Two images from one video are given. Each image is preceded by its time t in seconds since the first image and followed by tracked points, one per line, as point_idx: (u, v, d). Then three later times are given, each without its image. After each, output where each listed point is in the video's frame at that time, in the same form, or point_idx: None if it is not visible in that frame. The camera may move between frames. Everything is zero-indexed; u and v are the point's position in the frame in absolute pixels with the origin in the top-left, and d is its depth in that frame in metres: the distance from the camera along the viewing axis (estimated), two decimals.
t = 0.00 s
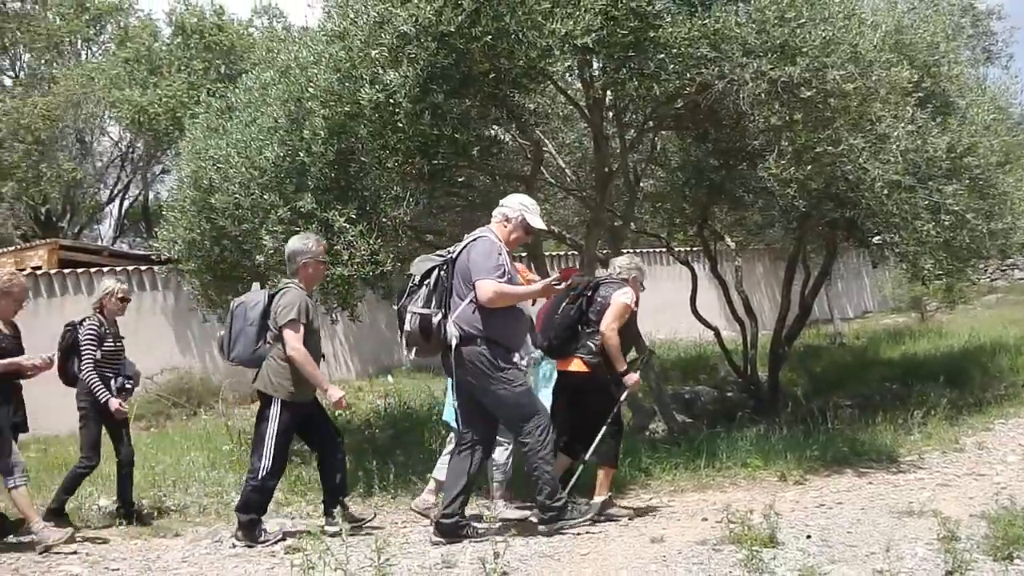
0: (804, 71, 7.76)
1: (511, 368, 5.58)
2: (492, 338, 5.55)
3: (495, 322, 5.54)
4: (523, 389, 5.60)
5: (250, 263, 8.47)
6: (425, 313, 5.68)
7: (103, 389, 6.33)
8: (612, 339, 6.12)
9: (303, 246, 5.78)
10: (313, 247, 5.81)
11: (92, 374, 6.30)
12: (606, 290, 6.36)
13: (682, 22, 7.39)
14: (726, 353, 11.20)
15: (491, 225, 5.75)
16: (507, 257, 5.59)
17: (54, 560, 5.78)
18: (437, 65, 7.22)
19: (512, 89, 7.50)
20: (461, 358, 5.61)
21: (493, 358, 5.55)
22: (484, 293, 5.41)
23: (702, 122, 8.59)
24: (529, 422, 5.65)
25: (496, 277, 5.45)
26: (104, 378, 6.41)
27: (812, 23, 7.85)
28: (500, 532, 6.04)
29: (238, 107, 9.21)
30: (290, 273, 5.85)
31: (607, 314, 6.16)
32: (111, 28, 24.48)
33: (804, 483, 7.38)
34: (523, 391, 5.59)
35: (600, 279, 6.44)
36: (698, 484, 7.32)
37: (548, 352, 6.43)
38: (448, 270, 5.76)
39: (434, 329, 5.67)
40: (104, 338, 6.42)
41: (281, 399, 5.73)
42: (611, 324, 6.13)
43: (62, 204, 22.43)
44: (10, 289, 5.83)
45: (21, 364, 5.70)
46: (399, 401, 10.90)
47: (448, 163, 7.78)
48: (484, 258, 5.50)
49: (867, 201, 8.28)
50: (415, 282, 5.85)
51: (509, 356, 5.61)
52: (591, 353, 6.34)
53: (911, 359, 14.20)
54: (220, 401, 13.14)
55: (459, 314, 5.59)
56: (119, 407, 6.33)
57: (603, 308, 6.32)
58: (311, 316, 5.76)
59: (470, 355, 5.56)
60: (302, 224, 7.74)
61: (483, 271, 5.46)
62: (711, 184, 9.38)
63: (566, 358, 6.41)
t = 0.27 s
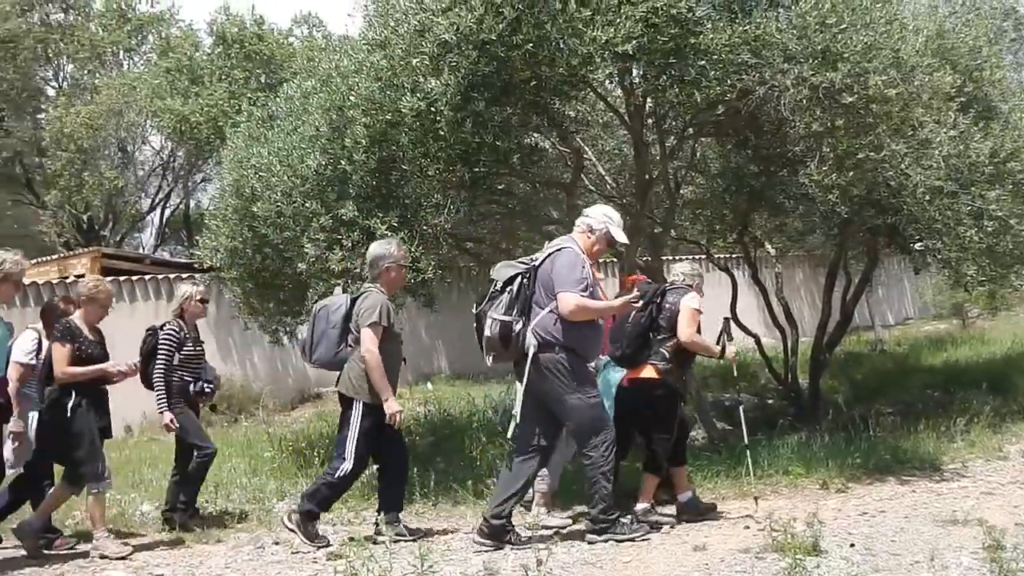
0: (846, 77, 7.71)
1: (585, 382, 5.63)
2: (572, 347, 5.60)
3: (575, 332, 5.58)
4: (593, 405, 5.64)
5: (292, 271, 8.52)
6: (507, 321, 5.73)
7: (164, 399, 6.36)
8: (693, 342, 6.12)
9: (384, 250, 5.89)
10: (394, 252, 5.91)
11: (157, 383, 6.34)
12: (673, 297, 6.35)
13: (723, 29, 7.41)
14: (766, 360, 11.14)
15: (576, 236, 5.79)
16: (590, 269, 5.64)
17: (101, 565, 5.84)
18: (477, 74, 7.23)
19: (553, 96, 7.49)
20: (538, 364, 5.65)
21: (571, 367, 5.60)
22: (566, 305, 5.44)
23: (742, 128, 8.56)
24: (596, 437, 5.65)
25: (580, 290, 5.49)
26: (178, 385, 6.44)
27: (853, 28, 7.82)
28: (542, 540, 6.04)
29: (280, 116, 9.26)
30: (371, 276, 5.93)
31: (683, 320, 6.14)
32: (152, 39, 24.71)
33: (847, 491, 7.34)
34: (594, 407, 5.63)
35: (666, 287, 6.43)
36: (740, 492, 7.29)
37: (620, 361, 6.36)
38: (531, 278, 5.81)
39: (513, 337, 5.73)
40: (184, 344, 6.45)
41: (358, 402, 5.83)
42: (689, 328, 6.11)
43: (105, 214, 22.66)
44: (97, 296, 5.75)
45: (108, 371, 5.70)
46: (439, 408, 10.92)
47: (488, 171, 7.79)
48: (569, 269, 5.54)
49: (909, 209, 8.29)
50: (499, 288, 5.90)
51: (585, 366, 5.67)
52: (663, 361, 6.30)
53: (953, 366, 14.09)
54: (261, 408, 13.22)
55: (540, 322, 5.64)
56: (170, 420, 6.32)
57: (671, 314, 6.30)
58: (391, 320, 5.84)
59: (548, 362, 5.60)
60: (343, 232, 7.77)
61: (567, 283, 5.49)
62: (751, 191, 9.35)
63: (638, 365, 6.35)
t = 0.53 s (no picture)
0: (871, 73, 7.69)
1: (637, 381, 5.71)
2: (633, 341, 5.72)
3: (637, 325, 5.72)
4: (639, 407, 5.71)
5: (318, 273, 8.54)
6: (569, 313, 5.84)
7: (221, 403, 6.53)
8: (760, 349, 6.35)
9: (438, 245, 6.00)
10: (449, 249, 6.04)
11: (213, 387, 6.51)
12: (728, 300, 6.56)
13: (746, 27, 7.40)
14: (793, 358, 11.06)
15: (641, 226, 5.89)
16: (655, 262, 5.73)
17: (132, 567, 5.88)
18: (503, 74, 7.25)
19: (578, 96, 7.48)
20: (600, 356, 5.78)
21: (630, 360, 5.72)
22: (630, 298, 5.54)
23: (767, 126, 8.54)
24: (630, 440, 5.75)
25: (645, 283, 5.57)
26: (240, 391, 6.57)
27: (878, 25, 7.80)
28: (572, 540, 6.05)
29: (305, 119, 9.28)
30: (428, 271, 6.03)
31: (746, 324, 6.38)
32: (177, 43, 24.81)
33: (875, 489, 7.32)
34: (640, 408, 5.70)
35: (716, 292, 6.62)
36: (768, 490, 7.28)
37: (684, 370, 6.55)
38: (595, 271, 5.86)
39: (576, 328, 5.85)
40: (247, 349, 6.59)
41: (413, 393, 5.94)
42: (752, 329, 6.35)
43: (132, 218, 22.79)
44: (157, 294, 5.80)
45: (170, 368, 5.70)
46: (465, 409, 10.93)
47: (512, 172, 7.78)
48: (635, 263, 5.63)
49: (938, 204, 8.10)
50: (562, 278, 5.94)
51: (643, 360, 5.78)
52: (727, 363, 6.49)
53: (981, 363, 14.02)
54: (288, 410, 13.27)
55: (603, 313, 5.76)
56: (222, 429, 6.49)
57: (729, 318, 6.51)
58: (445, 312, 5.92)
59: (610, 354, 5.73)
60: (370, 233, 7.80)
61: (631, 276, 5.57)
62: (777, 189, 9.33)
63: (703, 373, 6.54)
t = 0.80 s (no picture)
0: (895, 74, 7.66)
1: (680, 381, 5.72)
2: (680, 339, 5.74)
3: (685, 322, 5.72)
4: (679, 406, 5.71)
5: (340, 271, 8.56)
6: (620, 309, 5.80)
7: (294, 395, 6.43)
8: (803, 342, 6.46)
9: (488, 244, 6.01)
10: (499, 247, 6.04)
11: (287, 379, 6.39)
12: (777, 295, 6.67)
13: (770, 26, 7.37)
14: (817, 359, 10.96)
15: (691, 223, 5.96)
16: (705, 259, 5.73)
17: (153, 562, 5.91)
18: (526, 73, 7.26)
19: (602, 96, 7.45)
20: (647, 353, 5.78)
21: (675, 358, 5.72)
22: (679, 294, 5.54)
23: (789, 127, 8.52)
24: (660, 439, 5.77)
25: (693, 279, 5.59)
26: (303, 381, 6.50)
27: (903, 25, 7.77)
28: (592, 539, 6.05)
29: (328, 117, 9.30)
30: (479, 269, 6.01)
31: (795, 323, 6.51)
32: (200, 40, 24.88)
33: (896, 491, 7.29)
34: (681, 407, 5.71)
35: (767, 286, 6.73)
36: (788, 492, 7.27)
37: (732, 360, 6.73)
38: (646, 267, 5.86)
39: (626, 325, 5.81)
40: (308, 340, 6.51)
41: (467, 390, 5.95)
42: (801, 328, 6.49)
43: (154, 214, 22.89)
44: (213, 292, 5.91)
45: (227, 366, 5.84)
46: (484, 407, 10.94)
47: (534, 170, 7.79)
48: (684, 259, 5.64)
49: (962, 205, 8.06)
50: (613, 274, 5.94)
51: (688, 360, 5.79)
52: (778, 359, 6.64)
53: (1003, 366, 13.95)
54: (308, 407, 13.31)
55: (654, 311, 5.75)
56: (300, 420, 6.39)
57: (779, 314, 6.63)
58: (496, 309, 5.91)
59: (656, 351, 5.73)
60: (391, 231, 7.82)
61: (681, 272, 5.60)
62: (799, 190, 9.31)
63: (751, 364, 6.70)
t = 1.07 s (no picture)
0: (915, 70, 7.65)
1: (726, 380, 5.75)
2: (731, 340, 5.76)
3: (738, 321, 5.74)
4: (721, 405, 5.75)
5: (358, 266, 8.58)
6: (673, 306, 5.84)
7: (363, 380, 6.52)
8: (848, 342, 6.46)
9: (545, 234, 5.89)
10: (551, 236, 6.00)
11: (352, 368, 6.49)
12: (829, 295, 6.66)
13: (789, 23, 7.36)
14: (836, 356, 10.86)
15: (742, 225, 5.96)
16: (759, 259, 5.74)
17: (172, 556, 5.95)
18: (544, 69, 7.24)
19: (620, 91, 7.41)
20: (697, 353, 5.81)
21: (722, 359, 5.74)
22: (732, 293, 5.57)
23: (807, 124, 8.49)
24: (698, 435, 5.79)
25: (748, 278, 5.60)
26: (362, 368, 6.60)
27: (923, 21, 7.74)
28: (610, 535, 6.06)
29: (346, 113, 9.32)
30: (523, 260, 6.00)
31: (839, 321, 6.50)
32: (218, 37, 24.95)
33: (915, 488, 7.29)
34: (723, 405, 5.75)
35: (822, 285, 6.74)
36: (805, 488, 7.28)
37: (783, 358, 6.79)
38: (699, 266, 5.86)
39: (679, 322, 5.84)
40: (356, 330, 6.60)
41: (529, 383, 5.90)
42: (844, 326, 6.47)
43: (172, 210, 22.99)
44: (269, 283, 5.76)
45: (282, 357, 5.73)
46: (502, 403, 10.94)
47: (553, 166, 7.74)
48: (738, 259, 5.64)
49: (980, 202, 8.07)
50: (666, 272, 5.97)
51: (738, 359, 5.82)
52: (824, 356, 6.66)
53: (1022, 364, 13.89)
54: (326, 402, 13.35)
55: (707, 310, 5.77)
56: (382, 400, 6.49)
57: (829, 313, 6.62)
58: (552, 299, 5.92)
59: (706, 351, 5.76)
60: (410, 227, 7.83)
61: (735, 271, 5.61)
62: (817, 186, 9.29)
63: (801, 362, 6.75)
